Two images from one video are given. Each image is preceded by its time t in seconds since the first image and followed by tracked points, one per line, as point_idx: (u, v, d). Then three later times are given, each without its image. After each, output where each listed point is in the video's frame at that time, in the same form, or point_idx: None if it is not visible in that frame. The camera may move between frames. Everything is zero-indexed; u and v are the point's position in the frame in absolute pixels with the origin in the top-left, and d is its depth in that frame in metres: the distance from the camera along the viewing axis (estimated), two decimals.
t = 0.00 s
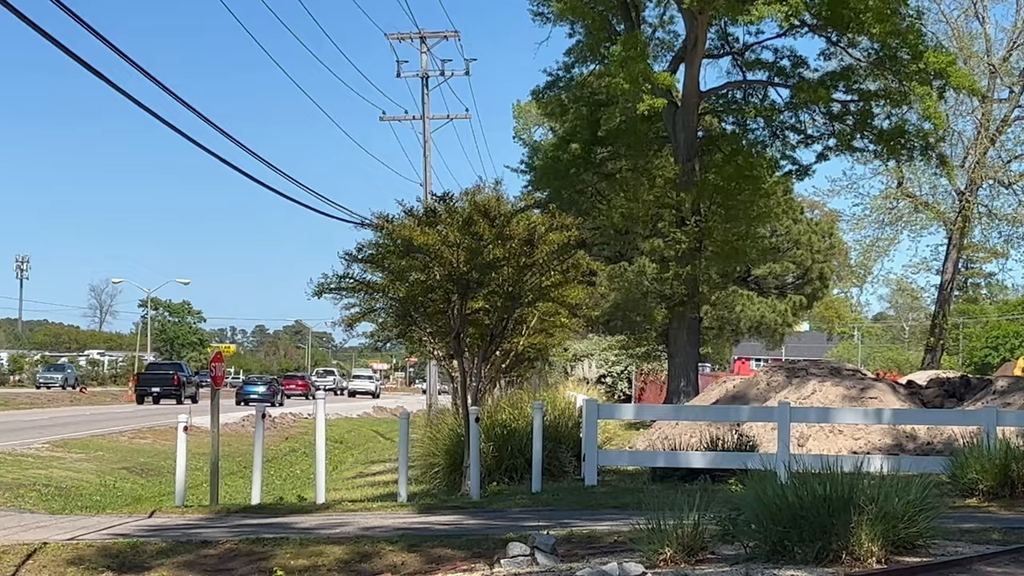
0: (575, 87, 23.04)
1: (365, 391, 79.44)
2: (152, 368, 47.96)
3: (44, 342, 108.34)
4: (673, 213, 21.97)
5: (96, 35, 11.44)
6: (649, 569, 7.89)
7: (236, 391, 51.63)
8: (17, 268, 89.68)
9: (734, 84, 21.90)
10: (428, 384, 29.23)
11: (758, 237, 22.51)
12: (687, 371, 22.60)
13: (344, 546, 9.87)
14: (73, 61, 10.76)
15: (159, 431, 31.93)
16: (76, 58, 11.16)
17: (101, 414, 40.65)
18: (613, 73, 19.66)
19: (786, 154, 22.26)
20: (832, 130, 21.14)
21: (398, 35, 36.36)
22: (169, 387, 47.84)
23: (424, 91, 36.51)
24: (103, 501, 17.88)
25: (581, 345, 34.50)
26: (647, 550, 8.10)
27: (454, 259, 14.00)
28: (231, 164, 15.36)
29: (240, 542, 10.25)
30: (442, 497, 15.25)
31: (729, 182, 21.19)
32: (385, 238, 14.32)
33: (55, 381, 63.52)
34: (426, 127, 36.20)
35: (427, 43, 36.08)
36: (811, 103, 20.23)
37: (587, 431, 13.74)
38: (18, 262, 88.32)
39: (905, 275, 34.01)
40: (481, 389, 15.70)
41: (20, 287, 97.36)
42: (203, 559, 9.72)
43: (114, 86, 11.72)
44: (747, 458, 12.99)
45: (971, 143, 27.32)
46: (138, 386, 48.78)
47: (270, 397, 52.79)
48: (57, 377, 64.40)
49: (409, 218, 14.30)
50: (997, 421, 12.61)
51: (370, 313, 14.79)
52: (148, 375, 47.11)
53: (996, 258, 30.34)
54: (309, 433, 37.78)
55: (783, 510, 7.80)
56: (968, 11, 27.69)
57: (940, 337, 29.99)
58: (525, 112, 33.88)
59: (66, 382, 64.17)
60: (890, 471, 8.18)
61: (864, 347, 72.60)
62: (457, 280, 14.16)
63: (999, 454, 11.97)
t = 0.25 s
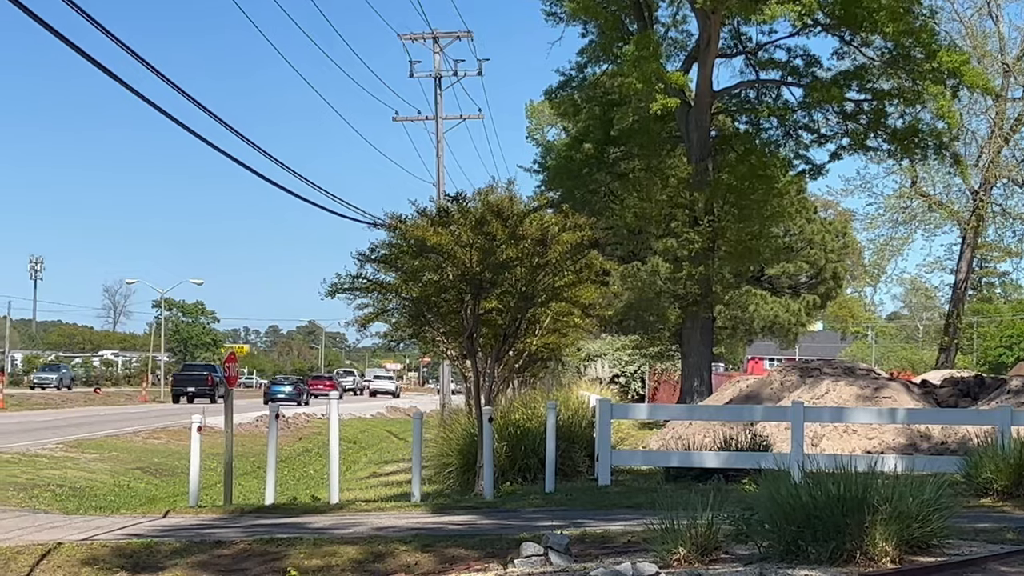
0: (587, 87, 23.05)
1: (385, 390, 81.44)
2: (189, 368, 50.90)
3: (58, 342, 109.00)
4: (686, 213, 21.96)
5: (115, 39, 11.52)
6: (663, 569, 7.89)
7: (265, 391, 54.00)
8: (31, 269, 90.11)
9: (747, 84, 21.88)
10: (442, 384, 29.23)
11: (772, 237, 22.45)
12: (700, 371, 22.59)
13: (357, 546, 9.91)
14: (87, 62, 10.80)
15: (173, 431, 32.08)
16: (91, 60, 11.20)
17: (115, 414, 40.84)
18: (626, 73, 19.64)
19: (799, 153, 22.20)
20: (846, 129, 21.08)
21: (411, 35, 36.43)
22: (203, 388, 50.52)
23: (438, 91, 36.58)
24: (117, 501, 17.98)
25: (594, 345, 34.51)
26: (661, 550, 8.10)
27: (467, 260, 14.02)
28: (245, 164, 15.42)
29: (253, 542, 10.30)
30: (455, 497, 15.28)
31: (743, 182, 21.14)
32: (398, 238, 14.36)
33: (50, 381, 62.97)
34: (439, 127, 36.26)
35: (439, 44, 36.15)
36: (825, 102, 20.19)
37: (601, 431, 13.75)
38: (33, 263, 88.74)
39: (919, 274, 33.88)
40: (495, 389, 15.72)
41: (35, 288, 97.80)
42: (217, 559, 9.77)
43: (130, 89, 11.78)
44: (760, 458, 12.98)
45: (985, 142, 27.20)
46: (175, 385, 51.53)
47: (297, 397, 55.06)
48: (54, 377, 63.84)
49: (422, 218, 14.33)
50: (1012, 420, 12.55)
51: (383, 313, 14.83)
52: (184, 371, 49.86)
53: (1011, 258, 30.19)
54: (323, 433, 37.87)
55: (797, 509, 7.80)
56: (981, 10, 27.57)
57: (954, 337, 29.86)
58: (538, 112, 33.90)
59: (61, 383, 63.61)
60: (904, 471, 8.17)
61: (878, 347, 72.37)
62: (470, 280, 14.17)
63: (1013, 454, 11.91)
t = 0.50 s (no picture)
0: (606, 87, 23.06)
1: (411, 391, 83.97)
2: (224, 372, 53.80)
3: (79, 344, 109.75)
4: (705, 213, 21.90)
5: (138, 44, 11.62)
6: (682, 570, 7.90)
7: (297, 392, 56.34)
8: (52, 271, 90.71)
9: (766, 84, 21.85)
10: (460, 385, 29.28)
11: (792, 237, 22.38)
12: (718, 372, 22.55)
13: (377, 547, 9.95)
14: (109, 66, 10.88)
15: (193, 432, 32.27)
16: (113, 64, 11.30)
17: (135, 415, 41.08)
18: (644, 73, 19.64)
19: (818, 153, 22.14)
20: (865, 129, 21.01)
21: (429, 37, 36.54)
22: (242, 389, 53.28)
23: (456, 93, 36.66)
24: (138, 502, 18.12)
25: (612, 346, 34.50)
26: (681, 551, 8.11)
27: (486, 261, 14.06)
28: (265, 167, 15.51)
29: (273, 543, 10.36)
30: (474, 498, 15.31)
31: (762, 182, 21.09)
32: (418, 240, 14.41)
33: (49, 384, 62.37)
34: (457, 128, 36.33)
35: (457, 45, 36.23)
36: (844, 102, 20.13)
37: (620, 432, 13.76)
38: (53, 265, 89.34)
39: (938, 275, 33.70)
40: (514, 390, 15.74)
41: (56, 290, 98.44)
42: (237, 559, 9.84)
43: (154, 94, 11.89)
44: (780, 459, 12.96)
45: (1005, 141, 27.03)
46: (212, 387, 54.44)
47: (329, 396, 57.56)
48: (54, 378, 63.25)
49: (441, 219, 14.37)
50: None
51: (402, 314, 14.89)
52: (220, 376, 52.68)
53: None
54: (342, 434, 38.02)
55: (817, 510, 7.80)
56: (1001, 8, 27.42)
57: (975, 338, 29.68)
58: (556, 112, 33.91)
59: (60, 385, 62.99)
60: (924, 471, 8.15)
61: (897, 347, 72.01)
62: (489, 281, 14.21)
63: None
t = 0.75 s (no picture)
0: (631, 89, 23.06)
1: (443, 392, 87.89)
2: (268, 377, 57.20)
3: (106, 347, 110.75)
4: (730, 215, 21.75)
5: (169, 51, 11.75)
6: (709, 571, 7.90)
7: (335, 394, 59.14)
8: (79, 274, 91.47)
9: (791, 85, 21.77)
10: (485, 387, 29.31)
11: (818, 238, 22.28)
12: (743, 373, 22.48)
13: (402, 549, 10.01)
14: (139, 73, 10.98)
15: (218, 434, 32.48)
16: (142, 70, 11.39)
17: (162, 417, 41.39)
18: (669, 75, 19.63)
19: (843, 154, 22.02)
20: (891, 130, 20.89)
21: (454, 39, 36.65)
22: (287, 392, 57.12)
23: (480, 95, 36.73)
24: (163, 504, 18.27)
25: (636, 348, 34.46)
26: (707, 553, 8.11)
27: (511, 262, 14.10)
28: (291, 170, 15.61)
29: (299, 546, 10.43)
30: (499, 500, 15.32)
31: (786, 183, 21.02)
32: (443, 242, 14.46)
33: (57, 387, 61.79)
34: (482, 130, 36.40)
35: (482, 47, 36.31)
36: (869, 103, 20.02)
37: (645, 434, 13.75)
38: (80, 269, 90.05)
39: (965, 276, 33.44)
40: (539, 392, 15.76)
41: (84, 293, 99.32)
42: (263, 562, 9.92)
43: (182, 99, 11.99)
44: (806, 460, 12.92)
45: None
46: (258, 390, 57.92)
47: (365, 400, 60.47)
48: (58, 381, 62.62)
49: (466, 221, 14.42)
50: None
51: (427, 317, 14.96)
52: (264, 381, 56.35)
53: None
54: (367, 436, 38.14)
55: (843, 511, 7.78)
56: None
57: (1002, 339, 29.41)
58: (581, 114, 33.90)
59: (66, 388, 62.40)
60: (951, 473, 8.11)
61: (923, 349, 71.49)
62: (514, 283, 14.25)
63: None
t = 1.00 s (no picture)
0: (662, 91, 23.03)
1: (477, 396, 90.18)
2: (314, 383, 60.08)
3: (139, 351, 111.79)
4: (761, 217, 21.63)
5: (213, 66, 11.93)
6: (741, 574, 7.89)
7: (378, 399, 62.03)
8: (113, 279, 92.39)
9: (823, 86, 21.68)
10: (515, 389, 29.33)
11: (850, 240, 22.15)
12: (775, 375, 22.39)
13: (434, 552, 10.07)
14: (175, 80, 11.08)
15: (250, 437, 32.71)
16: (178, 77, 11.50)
17: (195, 420, 41.74)
18: (700, 77, 19.58)
19: (875, 155, 21.89)
20: (923, 131, 20.78)
21: (483, 42, 36.74)
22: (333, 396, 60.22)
23: (510, 98, 36.79)
24: (197, 507, 18.45)
25: (666, 350, 34.39)
26: (739, 555, 8.10)
27: (542, 265, 14.14)
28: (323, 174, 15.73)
29: (331, 548, 10.52)
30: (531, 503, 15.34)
31: (818, 185, 20.91)
32: (474, 245, 14.52)
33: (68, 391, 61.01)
34: (512, 133, 36.45)
35: (512, 50, 36.37)
36: (901, 104, 19.91)
37: (676, 436, 13.74)
38: (113, 273, 90.87)
39: (998, 277, 33.13)
40: (570, 395, 15.76)
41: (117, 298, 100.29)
42: (296, 564, 10.02)
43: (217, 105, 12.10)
44: (839, 463, 12.85)
45: None
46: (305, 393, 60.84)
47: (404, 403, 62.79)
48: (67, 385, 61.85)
49: (497, 224, 14.48)
50: None
51: (458, 320, 15.02)
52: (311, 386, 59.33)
53: None
54: (398, 439, 38.28)
55: (877, 514, 7.74)
56: None
57: None
58: (611, 116, 33.88)
59: (76, 392, 61.48)
60: (986, 476, 8.06)
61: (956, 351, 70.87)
62: (545, 285, 14.31)
63: None
